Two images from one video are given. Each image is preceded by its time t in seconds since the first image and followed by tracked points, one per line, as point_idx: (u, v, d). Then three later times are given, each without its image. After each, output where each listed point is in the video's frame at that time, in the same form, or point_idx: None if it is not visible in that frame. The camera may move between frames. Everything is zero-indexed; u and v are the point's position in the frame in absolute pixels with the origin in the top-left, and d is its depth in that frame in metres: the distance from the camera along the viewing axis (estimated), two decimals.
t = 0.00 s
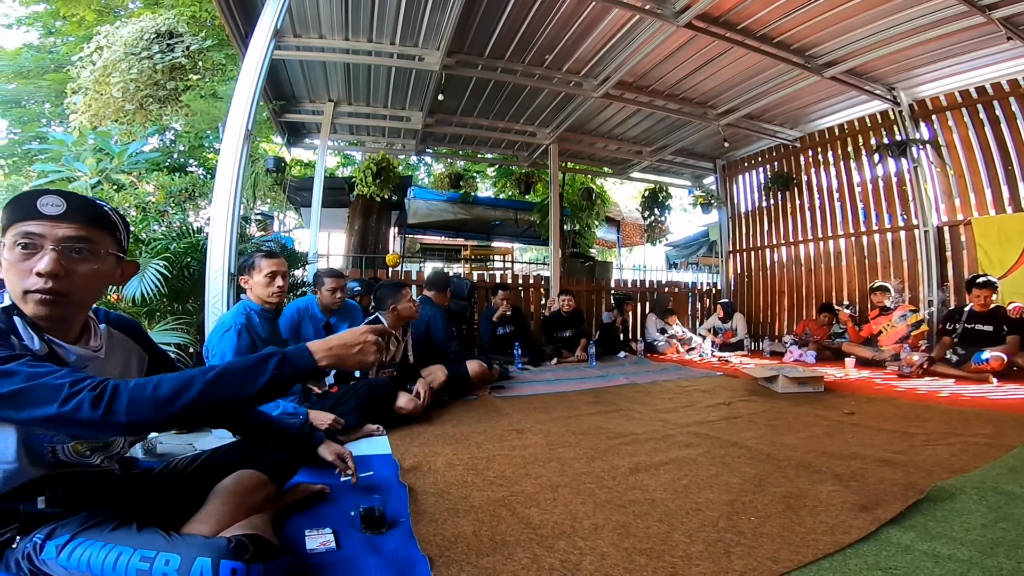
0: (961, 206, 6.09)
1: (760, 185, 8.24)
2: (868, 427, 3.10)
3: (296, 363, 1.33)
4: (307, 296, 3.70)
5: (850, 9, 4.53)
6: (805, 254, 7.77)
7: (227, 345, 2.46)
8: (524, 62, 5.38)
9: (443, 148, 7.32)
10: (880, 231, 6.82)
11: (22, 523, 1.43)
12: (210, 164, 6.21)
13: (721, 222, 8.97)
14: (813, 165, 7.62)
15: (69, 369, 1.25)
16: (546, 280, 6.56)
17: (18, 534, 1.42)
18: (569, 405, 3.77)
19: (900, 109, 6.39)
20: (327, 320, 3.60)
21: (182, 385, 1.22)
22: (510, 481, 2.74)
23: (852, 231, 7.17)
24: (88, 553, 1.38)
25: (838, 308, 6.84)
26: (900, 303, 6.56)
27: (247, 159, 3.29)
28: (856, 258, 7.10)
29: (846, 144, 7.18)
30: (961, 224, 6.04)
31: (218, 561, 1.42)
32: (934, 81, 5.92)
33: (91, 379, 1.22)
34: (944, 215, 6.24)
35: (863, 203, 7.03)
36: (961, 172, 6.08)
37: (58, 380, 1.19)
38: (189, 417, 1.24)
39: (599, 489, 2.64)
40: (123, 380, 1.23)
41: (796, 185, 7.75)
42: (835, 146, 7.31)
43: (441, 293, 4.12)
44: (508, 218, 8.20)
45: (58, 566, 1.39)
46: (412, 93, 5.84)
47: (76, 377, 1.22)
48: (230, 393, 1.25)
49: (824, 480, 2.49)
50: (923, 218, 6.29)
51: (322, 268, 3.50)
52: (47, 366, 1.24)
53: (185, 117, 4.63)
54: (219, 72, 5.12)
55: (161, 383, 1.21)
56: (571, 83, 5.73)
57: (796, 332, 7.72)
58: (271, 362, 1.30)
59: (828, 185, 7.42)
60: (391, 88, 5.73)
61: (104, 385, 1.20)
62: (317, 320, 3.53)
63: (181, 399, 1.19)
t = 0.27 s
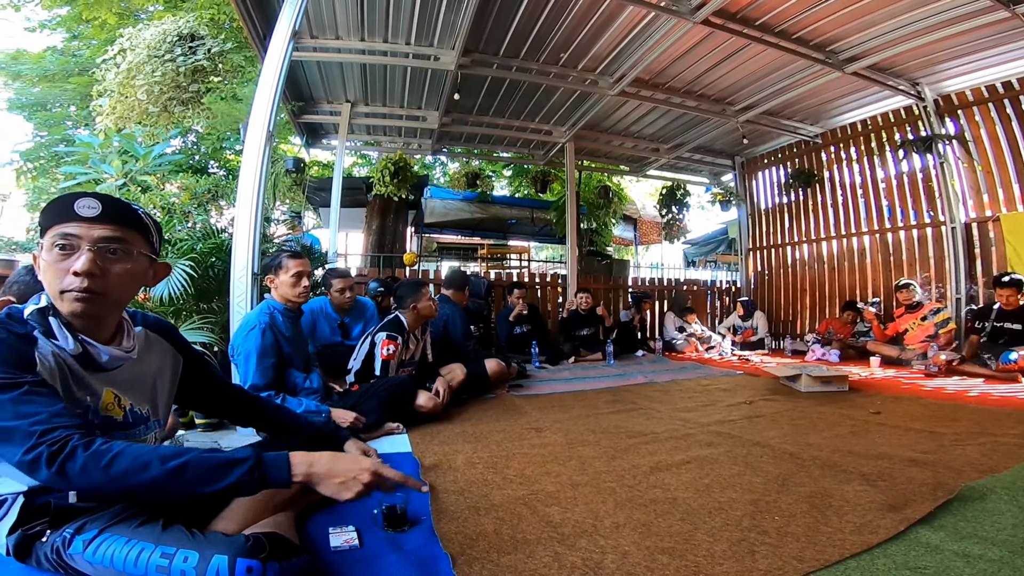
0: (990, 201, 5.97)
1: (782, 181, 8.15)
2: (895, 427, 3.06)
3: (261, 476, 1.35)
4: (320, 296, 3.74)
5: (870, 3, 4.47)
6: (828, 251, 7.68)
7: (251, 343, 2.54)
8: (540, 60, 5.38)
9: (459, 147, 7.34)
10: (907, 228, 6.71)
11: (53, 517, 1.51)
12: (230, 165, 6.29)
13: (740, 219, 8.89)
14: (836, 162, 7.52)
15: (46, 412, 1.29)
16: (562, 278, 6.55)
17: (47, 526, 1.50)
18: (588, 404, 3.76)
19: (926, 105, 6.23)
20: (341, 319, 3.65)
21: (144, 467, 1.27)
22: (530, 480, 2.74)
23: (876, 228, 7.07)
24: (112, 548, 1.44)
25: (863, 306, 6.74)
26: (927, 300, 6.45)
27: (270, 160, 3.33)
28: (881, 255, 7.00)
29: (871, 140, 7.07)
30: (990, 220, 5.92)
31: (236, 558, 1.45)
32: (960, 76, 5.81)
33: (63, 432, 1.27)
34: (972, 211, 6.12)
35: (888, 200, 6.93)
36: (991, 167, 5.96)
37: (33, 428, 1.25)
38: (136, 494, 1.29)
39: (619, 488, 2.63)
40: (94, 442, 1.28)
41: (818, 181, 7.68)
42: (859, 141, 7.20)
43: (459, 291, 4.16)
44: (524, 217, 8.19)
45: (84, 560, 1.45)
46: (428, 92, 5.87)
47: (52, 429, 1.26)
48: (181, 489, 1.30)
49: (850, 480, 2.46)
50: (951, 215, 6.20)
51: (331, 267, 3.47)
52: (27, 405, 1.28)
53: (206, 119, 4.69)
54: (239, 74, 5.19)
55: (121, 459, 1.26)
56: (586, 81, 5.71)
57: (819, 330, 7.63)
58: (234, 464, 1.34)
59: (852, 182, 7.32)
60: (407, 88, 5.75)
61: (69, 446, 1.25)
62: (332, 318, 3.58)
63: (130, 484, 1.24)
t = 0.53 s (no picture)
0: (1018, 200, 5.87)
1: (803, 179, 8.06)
2: (921, 428, 3.03)
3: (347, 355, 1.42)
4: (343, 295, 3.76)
5: None
6: (850, 250, 7.60)
7: (275, 343, 2.56)
8: (555, 60, 5.37)
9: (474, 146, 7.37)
10: (931, 226, 6.62)
11: (88, 517, 1.54)
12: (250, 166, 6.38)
13: (759, 218, 8.81)
14: (858, 160, 7.43)
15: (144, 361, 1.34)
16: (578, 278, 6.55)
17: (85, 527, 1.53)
18: (606, 403, 3.77)
19: (952, 102, 6.12)
20: (363, 318, 3.64)
21: (253, 373, 1.33)
22: (549, 479, 2.75)
23: (900, 227, 6.99)
24: (151, 546, 1.48)
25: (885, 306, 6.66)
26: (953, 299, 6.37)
27: (291, 160, 3.37)
28: (905, 255, 6.92)
29: (895, 140, 6.92)
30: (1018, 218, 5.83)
31: (272, 552, 1.48)
32: (985, 72, 5.71)
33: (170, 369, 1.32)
34: (999, 209, 6.03)
35: (912, 199, 6.84)
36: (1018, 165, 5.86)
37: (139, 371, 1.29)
38: (256, 406, 1.35)
39: (639, 487, 2.63)
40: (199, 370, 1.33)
41: (840, 179, 7.59)
42: (881, 139, 7.08)
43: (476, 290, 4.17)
44: (540, 216, 8.18)
45: (123, 559, 1.49)
46: (443, 93, 5.90)
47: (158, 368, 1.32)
48: (290, 385, 1.35)
49: (874, 481, 2.45)
50: (977, 212, 6.11)
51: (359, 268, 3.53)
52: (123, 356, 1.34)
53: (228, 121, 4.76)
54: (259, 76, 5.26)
55: (235, 372, 1.32)
56: (602, 80, 5.70)
57: (840, 330, 7.55)
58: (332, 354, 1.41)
59: (873, 179, 7.23)
60: (422, 88, 5.78)
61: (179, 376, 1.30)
62: (354, 318, 3.58)
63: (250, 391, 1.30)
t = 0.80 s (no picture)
0: None
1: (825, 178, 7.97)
2: (947, 430, 3.00)
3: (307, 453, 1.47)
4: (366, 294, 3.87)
5: None
6: (873, 250, 7.50)
7: (298, 340, 2.63)
8: (571, 59, 5.36)
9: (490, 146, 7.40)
10: (957, 226, 6.51)
11: (121, 510, 1.63)
12: (269, 166, 6.45)
13: (779, 218, 8.73)
14: (881, 159, 7.34)
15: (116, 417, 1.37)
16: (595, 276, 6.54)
17: (117, 522, 1.62)
18: (623, 403, 3.76)
19: (977, 100, 6.03)
20: (385, 317, 3.74)
21: (205, 463, 1.36)
22: (567, 478, 2.75)
23: (924, 227, 6.88)
24: (179, 541, 1.53)
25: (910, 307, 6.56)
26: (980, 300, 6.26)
27: (312, 161, 3.42)
28: (930, 254, 6.81)
29: (920, 138, 6.81)
30: None
31: (296, 548, 1.50)
32: (1011, 70, 5.61)
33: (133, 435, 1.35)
34: None
35: (937, 198, 6.74)
36: None
37: (104, 434, 1.32)
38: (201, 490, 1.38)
39: (657, 487, 2.62)
40: (159, 444, 1.36)
41: (862, 178, 7.49)
42: (908, 138, 6.95)
43: (493, 288, 4.27)
44: (555, 216, 8.16)
45: (153, 552, 1.55)
46: (460, 92, 5.92)
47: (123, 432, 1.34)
48: (239, 480, 1.39)
49: (899, 482, 2.42)
50: (1004, 211, 5.99)
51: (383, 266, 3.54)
52: (101, 409, 1.36)
53: (250, 122, 4.82)
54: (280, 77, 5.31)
55: (183, 461, 1.34)
56: (618, 79, 5.68)
57: (863, 331, 7.46)
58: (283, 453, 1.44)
59: (897, 178, 7.14)
60: (439, 88, 5.80)
61: (138, 452, 1.32)
62: (376, 317, 3.70)
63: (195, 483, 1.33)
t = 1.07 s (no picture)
0: None
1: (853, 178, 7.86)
2: (978, 435, 2.94)
3: (275, 525, 1.52)
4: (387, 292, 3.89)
5: None
6: (901, 251, 7.38)
7: (323, 338, 2.72)
8: (591, 59, 5.35)
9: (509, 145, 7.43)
10: (989, 227, 6.37)
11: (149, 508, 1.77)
12: (293, 165, 6.54)
13: (805, 218, 8.62)
14: (911, 158, 7.21)
15: (112, 435, 1.47)
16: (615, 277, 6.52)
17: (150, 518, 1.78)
18: (644, 404, 3.76)
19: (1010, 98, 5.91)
20: (406, 315, 3.77)
21: (175, 505, 1.44)
22: (588, 477, 2.76)
23: (954, 227, 6.74)
24: (210, 538, 1.66)
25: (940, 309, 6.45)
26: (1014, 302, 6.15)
27: (338, 163, 3.48)
28: (961, 255, 6.68)
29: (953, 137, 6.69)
30: None
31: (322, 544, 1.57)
32: None
33: (123, 455, 1.46)
34: None
35: (969, 198, 6.60)
36: None
37: (99, 451, 1.44)
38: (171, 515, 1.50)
39: (679, 488, 2.61)
40: (144, 471, 1.45)
41: (892, 178, 7.36)
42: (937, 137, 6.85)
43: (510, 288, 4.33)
44: (575, 215, 8.13)
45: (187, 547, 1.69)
46: (480, 93, 5.94)
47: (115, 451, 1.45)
48: (203, 527, 1.48)
49: (927, 485, 2.39)
50: None
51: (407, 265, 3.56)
52: (101, 426, 1.46)
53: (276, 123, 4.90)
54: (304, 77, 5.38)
55: (158, 495, 1.43)
56: (639, 79, 5.65)
57: (891, 333, 7.34)
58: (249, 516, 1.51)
59: (927, 177, 7.01)
60: (460, 88, 5.84)
61: (124, 474, 1.43)
62: (397, 315, 3.72)
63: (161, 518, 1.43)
